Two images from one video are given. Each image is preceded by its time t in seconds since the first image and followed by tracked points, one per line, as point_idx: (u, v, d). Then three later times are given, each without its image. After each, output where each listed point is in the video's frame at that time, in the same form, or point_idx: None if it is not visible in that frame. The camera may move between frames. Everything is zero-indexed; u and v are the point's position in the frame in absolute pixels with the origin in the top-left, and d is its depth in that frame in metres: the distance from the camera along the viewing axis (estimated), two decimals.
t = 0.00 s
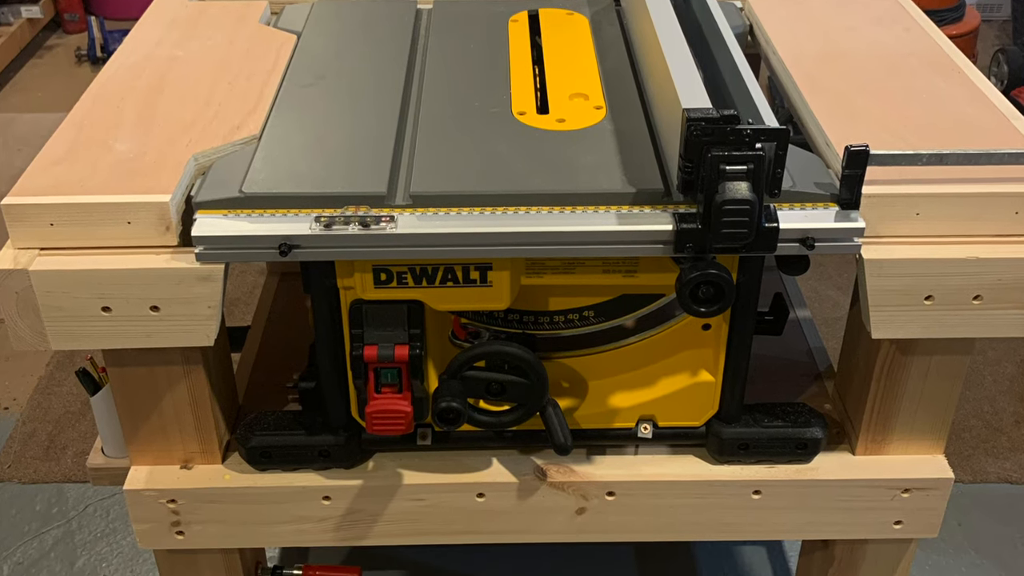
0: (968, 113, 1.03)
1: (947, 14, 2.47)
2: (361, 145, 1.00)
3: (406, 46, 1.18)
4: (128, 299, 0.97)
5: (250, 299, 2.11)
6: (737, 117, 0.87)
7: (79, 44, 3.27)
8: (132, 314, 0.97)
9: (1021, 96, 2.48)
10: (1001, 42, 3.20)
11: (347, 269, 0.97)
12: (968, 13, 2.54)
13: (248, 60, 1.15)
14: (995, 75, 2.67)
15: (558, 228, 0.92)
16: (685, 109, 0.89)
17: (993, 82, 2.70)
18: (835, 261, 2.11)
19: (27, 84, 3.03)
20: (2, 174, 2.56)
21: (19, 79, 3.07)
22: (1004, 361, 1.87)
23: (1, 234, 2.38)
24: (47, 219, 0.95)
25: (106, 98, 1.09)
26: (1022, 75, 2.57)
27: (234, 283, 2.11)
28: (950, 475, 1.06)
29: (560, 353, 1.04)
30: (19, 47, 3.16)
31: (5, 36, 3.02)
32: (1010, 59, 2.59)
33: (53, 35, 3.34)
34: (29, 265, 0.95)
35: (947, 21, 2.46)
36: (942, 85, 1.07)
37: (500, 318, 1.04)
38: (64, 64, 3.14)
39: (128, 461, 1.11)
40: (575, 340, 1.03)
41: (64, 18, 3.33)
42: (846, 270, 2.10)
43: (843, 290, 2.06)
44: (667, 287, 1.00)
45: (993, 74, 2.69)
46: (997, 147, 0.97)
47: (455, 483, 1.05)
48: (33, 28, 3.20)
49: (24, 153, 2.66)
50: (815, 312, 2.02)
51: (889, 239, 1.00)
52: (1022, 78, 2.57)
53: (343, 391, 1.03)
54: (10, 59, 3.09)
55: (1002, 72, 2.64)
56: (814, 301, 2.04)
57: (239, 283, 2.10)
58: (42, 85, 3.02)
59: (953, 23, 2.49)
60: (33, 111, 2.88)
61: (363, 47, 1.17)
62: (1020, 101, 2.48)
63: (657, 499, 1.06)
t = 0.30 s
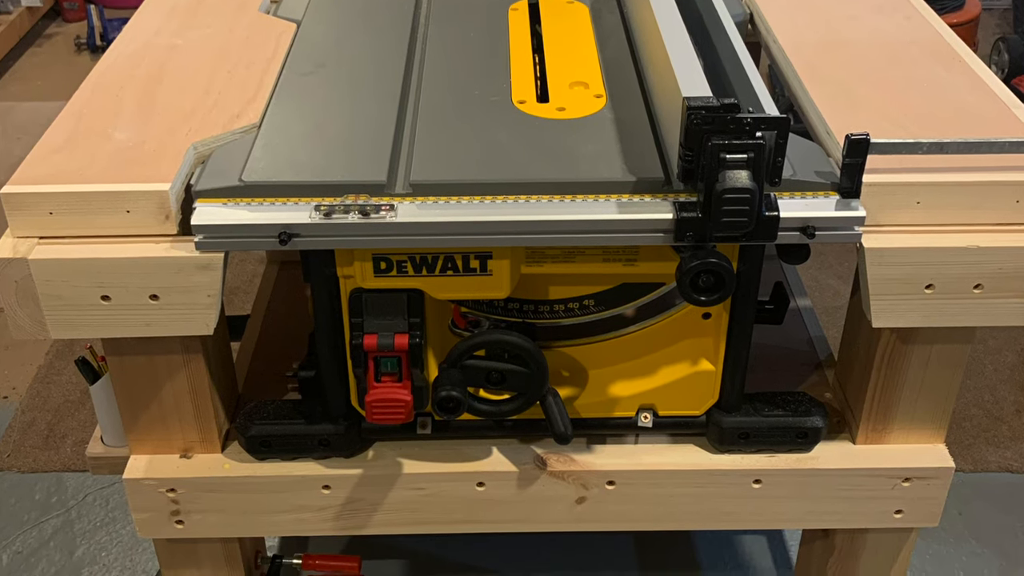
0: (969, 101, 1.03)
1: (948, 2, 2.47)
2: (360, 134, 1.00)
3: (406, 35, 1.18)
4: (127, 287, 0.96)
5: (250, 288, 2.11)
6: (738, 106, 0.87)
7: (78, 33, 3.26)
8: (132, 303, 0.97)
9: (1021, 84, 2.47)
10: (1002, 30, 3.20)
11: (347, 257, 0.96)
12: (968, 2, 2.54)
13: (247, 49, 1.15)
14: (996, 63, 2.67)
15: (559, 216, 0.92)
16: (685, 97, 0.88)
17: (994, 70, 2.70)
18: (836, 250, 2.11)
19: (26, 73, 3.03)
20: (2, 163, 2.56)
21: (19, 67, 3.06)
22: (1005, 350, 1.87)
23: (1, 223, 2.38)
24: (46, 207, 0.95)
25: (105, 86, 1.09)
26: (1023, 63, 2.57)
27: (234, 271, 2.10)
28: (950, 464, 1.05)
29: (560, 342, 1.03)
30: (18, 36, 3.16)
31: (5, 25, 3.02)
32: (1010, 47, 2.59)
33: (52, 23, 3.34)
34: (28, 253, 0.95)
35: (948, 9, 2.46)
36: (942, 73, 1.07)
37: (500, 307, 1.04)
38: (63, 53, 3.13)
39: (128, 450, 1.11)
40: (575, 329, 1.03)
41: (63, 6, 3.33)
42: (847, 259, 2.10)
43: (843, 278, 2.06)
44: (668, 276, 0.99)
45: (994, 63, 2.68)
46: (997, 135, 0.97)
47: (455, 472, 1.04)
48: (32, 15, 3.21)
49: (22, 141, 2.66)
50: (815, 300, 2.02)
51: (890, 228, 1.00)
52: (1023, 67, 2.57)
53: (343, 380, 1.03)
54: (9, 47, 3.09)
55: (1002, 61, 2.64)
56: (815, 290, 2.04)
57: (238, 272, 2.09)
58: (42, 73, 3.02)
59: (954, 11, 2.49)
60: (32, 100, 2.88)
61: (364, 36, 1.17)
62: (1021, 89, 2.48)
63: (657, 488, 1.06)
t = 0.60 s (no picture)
0: (969, 90, 1.03)
1: None
2: (360, 122, 1.00)
3: (406, 23, 1.18)
4: (126, 276, 0.96)
5: (249, 277, 2.11)
6: (738, 94, 0.87)
7: (78, 21, 3.26)
8: (131, 292, 0.97)
9: (1022, 73, 2.47)
10: (1003, 19, 3.19)
11: (347, 246, 0.96)
12: None
13: (247, 37, 1.15)
14: (997, 51, 2.66)
15: (559, 205, 0.91)
16: (686, 86, 0.88)
17: (995, 59, 2.69)
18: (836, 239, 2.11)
19: (25, 61, 3.03)
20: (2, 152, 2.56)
21: (19, 56, 3.06)
22: (1005, 339, 1.87)
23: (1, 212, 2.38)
24: (46, 196, 0.95)
25: (105, 75, 1.09)
26: None
27: (234, 260, 2.10)
28: (950, 453, 1.05)
29: (560, 331, 1.03)
30: (16, 24, 3.15)
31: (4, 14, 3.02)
32: (1010, 36, 2.59)
33: (51, 12, 3.33)
34: (28, 242, 0.95)
35: None
36: (943, 62, 1.07)
37: (500, 296, 1.03)
38: (62, 41, 3.13)
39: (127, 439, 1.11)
40: (575, 317, 1.03)
41: None
42: (848, 247, 2.10)
43: (843, 267, 2.06)
44: (668, 265, 0.99)
45: (994, 51, 2.68)
46: (998, 124, 0.97)
47: (455, 462, 1.04)
48: (32, 4, 3.21)
49: (21, 130, 2.65)
50: (816, 289, 2.03)
51: (891, 217, 0.99)
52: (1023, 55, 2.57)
53: (343, 369, 1.03)
54: (8, 35, 3.09)
55: (1003, 49, 2.64)
56: (815, 278, 2.04)
57: (237, 261, 2.09)
58: (41, 61, 3.03)
59: None
60: (32, 88, 2.87)
61: (364, 25, 1.17)
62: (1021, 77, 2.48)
63: (657, 477, 1.06)
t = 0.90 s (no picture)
0: (969, 78, 1.02)
1: None
2: (359, 110, 1.00)
3: (405, 12, 1.17)
4: (126, 265, 0.96)
5: (249, 266, 2.11)
6: (738, 83, 0.86)
7: (77, 10, 3.26)
8: (130, 280, 0.97)
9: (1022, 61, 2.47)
10: (1004, 8, 3.19)
11: (347, 235, 0.96)
12: None
13: (246, 26, 1.16)
14: (998, 40, 2.66)
15: (560, 194, 0.91)
16: (686, 75, 0.88)
17: (996, 47, 2.69)
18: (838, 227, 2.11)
19: (24, 49, 3.03)
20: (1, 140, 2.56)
21: (19, 43, 3.06)
22: (1006, 328, 1.87)
23: None
24: (45, 184, 0.95)
25: (104, 63, 1.09)
26: None
27: (233, 249, 2.10)
28: (951, 442, 1.05)
29: (560, 320, 1.03)
30: (15, 12, 3.15)
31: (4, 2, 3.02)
32: (1011, 24, 2.58)
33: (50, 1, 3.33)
34: (27, 231, 0.95)
35: None
36: (944, 50, 1.07)
37: (499, 285, 1.03)
38: (62, 30, 3.13)
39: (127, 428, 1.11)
40: (576, 306, 1.02)
41: None
42: (848, 236, 2.10)
43: (843, 256, 2.06)
44: (669, 254, 0.99)
45: (995, 40, 2.68)
46: (998, 112, 0.97)
47: (455, 451, 1.04)
48: None
49: (20, 119, 2.65)
50: (816, 278, 2.03)
51: (892, 205, 0.99)
52: None
53: (343, 358, 1.02)
54: (8, 23, 3.09)
55: (1003, 37, 2.63)
56: (816, 267, 2.04)
57: (236, 250, 2.09)
58: (41, 49, 3.03)
59: None
60: (31, 77, 2.87)
61: (363, 13, 1.17)
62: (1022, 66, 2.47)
63: (657, 466, 1.06)
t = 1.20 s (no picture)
0: (970, 67, 1.02)
1: None
2: (359, 98, 1.00)
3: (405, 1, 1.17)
4: (125, 254, 0.96)
5: (249, 255, 2.11)
6: (738, 72, 0.86)
7: None
8: (130, 269, 0.96)
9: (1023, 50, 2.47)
10: None
11: (347, 224, 0.96)
12: None
13: (245, 15, 1.16)
14: (999, 29, 2.66)
15: (560, 182, 0.91)
16: (686, 63, 0.87)
17: (997, 36, 2.68)
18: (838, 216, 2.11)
19: (24, 37, 3.03)
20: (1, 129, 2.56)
21: (18, 31, 3.07)
22: (1007, 317, 1.87)
23: None
24: (44, 173, 0.94)
25: (104, 52, 1.08)
26: None
27: (233, 239, 2.09)
28: (951, 431, 1.05)
29: (560, 309, 1.03)
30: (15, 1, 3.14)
31: None
32: (1012, 13, 2.58)
33: None
34: (26, 220, 0.94)
35: None
36: (944, 39, 1.06)
37: (499, 274, 1.03)
38: (61, 18, 3.13)
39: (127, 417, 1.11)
40: (576, 295, 1.02)
41: None
42: (849, 225, 2.10)
43: (843, 245, 2.06)
44: (669, 243, 0.99)
45: (996, 29, 2.68)
46: (998, 100, 0.97)
47: (454, 440, 1.04)
48: None
49: (20, 107, 2.65)
50: (816, 267, 2.03)
51: (892, 194, 0.99)
52: None
53: (342, 347, 1.02)
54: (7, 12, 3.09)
55: (1005, 26, 2.63)
56: (817, 256, 2.04)
57: (236, 239, 2.09)
58: (40, 38, 3.03)
59: None
60: (30, 65, 2.87)
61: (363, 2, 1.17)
62: None
63: (657, 456, 1.06)
